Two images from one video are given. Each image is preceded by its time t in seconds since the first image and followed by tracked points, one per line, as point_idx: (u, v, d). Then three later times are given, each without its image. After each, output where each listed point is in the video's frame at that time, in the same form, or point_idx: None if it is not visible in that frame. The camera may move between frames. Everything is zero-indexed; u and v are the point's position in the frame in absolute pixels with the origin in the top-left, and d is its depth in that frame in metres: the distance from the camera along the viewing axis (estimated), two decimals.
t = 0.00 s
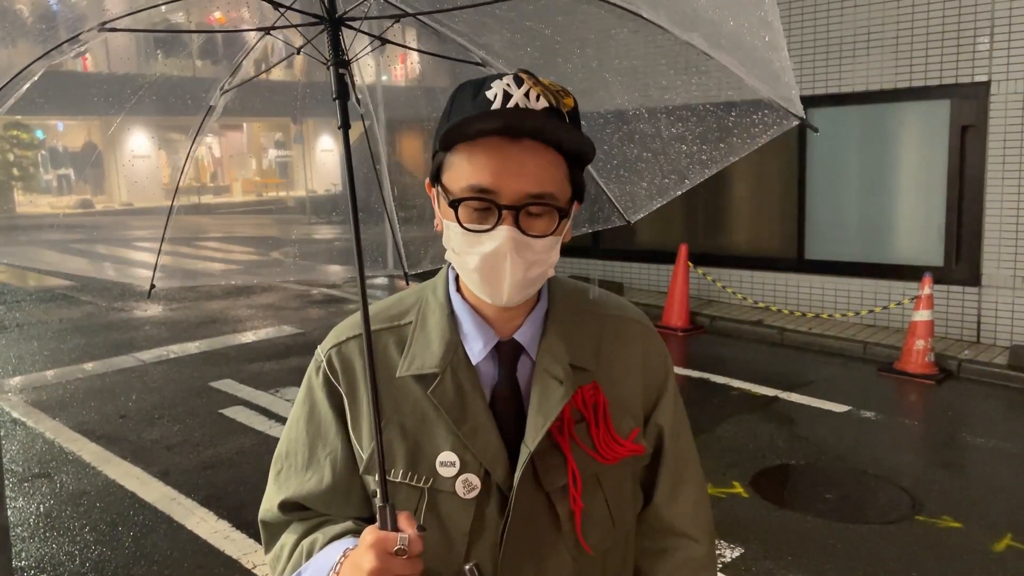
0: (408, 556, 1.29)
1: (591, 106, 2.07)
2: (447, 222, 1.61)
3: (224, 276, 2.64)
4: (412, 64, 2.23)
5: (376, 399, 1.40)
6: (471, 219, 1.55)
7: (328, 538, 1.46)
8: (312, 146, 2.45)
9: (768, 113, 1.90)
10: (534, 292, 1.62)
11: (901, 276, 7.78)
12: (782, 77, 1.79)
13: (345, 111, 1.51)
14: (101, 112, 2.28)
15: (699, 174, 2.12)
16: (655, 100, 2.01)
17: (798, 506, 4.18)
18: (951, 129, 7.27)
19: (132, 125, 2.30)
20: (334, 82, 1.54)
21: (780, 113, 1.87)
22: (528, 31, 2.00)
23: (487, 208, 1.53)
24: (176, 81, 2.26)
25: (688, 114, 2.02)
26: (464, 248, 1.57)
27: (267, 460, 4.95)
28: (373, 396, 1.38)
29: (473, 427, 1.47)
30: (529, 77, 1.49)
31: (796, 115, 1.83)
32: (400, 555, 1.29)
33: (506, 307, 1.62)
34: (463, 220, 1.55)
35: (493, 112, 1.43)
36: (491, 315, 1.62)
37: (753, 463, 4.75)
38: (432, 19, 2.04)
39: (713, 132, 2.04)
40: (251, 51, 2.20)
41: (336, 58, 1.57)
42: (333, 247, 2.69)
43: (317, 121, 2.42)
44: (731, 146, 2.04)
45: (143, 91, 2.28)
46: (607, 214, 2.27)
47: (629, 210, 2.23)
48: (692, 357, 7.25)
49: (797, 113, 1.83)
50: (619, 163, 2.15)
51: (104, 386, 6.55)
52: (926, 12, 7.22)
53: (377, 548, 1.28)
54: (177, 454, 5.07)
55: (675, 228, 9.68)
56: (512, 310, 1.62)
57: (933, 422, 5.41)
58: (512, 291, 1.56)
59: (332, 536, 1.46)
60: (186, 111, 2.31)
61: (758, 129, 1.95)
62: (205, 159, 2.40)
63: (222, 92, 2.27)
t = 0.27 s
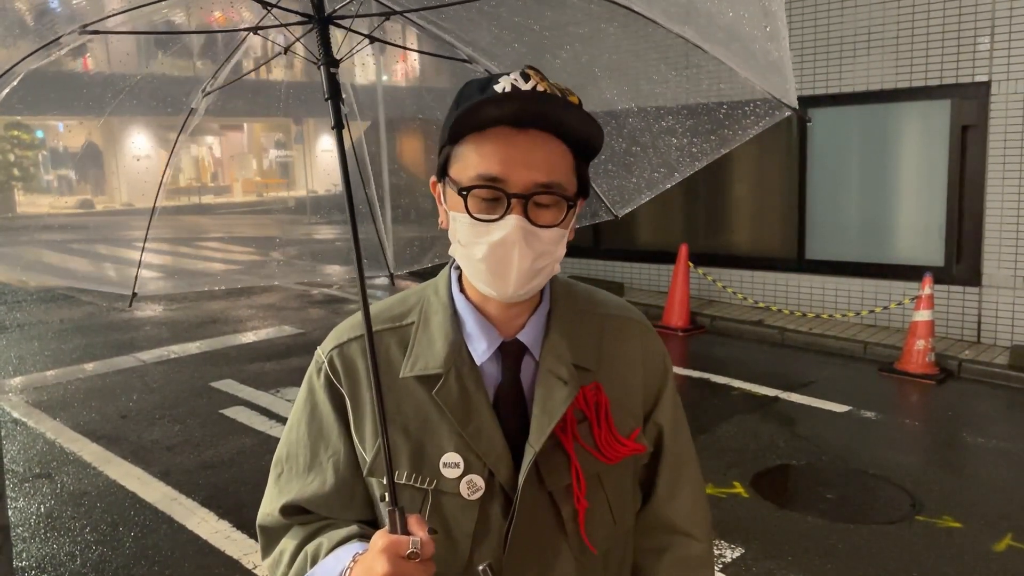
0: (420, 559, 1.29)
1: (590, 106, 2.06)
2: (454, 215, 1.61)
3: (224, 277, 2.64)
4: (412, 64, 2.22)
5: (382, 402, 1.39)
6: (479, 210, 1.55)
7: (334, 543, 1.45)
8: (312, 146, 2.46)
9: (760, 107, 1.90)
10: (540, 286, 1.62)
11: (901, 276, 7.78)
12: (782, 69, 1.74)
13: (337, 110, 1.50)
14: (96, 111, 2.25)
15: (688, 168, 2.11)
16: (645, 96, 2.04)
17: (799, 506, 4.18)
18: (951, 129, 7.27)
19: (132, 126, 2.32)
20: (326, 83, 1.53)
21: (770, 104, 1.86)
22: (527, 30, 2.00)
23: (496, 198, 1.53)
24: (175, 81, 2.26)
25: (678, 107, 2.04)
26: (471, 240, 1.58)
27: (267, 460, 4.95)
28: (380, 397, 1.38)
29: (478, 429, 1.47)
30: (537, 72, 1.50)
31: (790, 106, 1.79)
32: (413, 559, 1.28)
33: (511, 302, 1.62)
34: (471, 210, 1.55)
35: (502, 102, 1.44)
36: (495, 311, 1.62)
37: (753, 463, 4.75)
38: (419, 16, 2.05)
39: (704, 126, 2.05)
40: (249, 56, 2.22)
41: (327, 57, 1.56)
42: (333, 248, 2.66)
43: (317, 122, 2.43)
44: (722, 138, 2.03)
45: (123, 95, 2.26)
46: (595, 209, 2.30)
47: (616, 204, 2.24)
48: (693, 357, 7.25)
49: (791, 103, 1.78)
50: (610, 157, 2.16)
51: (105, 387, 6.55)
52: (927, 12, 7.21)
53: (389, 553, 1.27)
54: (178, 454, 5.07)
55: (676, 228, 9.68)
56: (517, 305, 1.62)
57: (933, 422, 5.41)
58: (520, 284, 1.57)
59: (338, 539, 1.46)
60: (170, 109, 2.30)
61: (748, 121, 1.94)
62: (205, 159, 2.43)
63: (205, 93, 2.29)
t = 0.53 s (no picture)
0: (426, 562, 1.28)
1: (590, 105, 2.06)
2: (457, 216, 1.60)
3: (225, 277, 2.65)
4: (412, 63, 2.21)
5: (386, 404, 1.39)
6: (484, 210, 1.54)
7: (336, 544, 1.46)
8: (312, 146, 2.43)
9: (764, 110, 1.89)
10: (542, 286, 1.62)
11: (901, 276, 7.78)
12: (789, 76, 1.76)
13: (342, 111, 1.52)
14: (94, 110, 2.26)
15: (688, 168, 2.14)
16: (646, 97, 2.04)
17: (799, 506, 4.18)
18: (952, 128, 7.27)
19: (132, 126, 2.31)
20: (331, 82, 1.54)
21: (775, 108, 1.85)
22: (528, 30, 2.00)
23: (501, 198, 1.53)
24: (174, 81, 2.25)
25: (681, 109, 2.05)
26: (475, 240, 1.57)
27: (267, 460, 4.95)
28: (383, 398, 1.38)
29: (479, 428, 1.47)
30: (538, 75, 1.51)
31: (793, 111, 1.80)
32: (419, 562, 1.28)
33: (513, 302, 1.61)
34: (475, 211, 1.55)
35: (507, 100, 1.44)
36: (497, 312, 1.61)
37: (753, 463, 4.76)
38: (422, 15, 2.04)
39: (705, 128, 2.06)
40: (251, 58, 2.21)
41: (332, 56, 1.56)
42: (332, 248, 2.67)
43: (318, 121, 2.41)
44: (724, 141, 2.05)
45: (120, 91, 2.24)
46: (593, 207, 2.29)
47: (614, 203, 2.24)
48: (693, 357, 7.25)
49: (795, 109, 1.79)
50: (610, 158, 2.16)
51: (105, 387, 6.56)
52: (927, 12, 7.21)
53: (395, 556, 1.27)
54: (178, 454, 5.08)
55: (676, 228, 9.68)
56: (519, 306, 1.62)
57: (934, 422, 5.40)
58: (525, 284, 1.56)
59: (340, 541, 1.46)
60: (163, 109, 2.29)
61: (752, 125, 1.94)
62: (206, 159, 2.42)
63: (201, 89, 2.26)
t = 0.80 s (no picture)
0: (411, 554, 1.29)
1: (590, 106, 2.07)
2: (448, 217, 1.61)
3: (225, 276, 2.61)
4: (412, 64, 2.23)
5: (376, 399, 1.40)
6: (473, 210, 1.55)
7: (329, 537, 1.46)
8: (313, 146, 2.43)
9: (758, 117, 1.92)
10: (535, 285, 1.62)
11: (902, 275, 7.77)
12: (782, 83, 1.81)
13: (343, 108, 1.52)
14: (95, 110, 2.28)
15: (685, 175, 2.14)
16: (645, 102, 2.05)
17: (799, 506, 4.18)
18: (952, 128, 7.27)
19: (133, 126, 2.32)
20: (332, 80, 1.54)
21: (770, 115, 1.89)
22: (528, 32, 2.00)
23: (490, 197, 1.53)
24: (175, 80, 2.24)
25: (677, 115, 2.04)
26: (466, 240, 1.57)
27: (268, 460, 4.95)
28: (375, 394, 1.38)
29: (474, 427, 1.47)
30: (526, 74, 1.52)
31: (786, 118, 1.86)
32: (404, 553, 1.28)
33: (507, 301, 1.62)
34: (464, 211, 1.55)
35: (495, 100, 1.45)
36: (491, 311, 1.62)
37: (754, 462, 4.76)
38: (424, 17, 2.03)
39: (702, 134, 2.05)
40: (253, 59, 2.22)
41: (334, 53, 1.56)
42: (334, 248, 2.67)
43: (318, 121, 2.42)
44: (720, 148, 2.04)
45: (125, 83, 2.26)
46: (589, 211, 2.31)
47: (609, 208, 2.27)
48: (694, 357, 7.25)
49: (789, 116, 1.85)
50: (605, 162, 2.15)
51: (106, 387, 6.56)
52: (927, 11, 7.21)
53: (380, 547, 1.28)
54: (179, 454, 5.08)
55: (676, 228, 9.68)
56: (513, 304, 1.62)
57: (934, 422, 5.40)
58: (515, 282, 1.57)
59: (333, 535, 1.47)
60: (165, 107, 2.30)
61: (747, 133, 1.96)
62: (207, 159, 2.43)
63: (205, 85, 2.25)
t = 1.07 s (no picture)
0: (398, 552, 1.29)
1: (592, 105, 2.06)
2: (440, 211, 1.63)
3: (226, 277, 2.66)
4: (412, 66, 2.20)
5: (366, 399, 1.41)
6: (462, 200, 1.57)
7: (326, 534, 1.47)
8: (314, 148, 2.45)
9: (745, 112, 1.94)
10: (527, 280, 1.63)
11: (903, 275, 7.77)
12: (757, 78, 1.82)
13: (330, 119, 1.52)
14: (104, 112, 2.29)
15: (682, 174, 2.12)
16: (635, 100, 2.04)
17: (800, 506, 4.18)
18: (954, 128, 7.27)
19: (136, 127, 2.34)
20: (320, 91, 1.55)
21: (755, 110, 1.91)
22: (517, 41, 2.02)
23: (479, 187, 1.55)
24: (175, 81, 2.26)
25: (668, 115, 2.04)
26: (456, 230, 1.58)
27: (269, 460, 4.96)
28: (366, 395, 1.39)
29: (469, 428, 1.47)
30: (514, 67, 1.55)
31: (772, 112, 1.87)
32: (391, 551, 1.29)
33: (500, 298, 1.62)
34: (453, 203, 1.57)
35: (480, 90, 1.48)
36: (485, 309, 1.62)
37: (755, 462, 4.76)
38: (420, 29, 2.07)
39: (694, 132, 2.04)
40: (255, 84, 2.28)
41: (321, 67, 1.58)
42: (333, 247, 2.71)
43: (317, 122, 2.41)
44: (711, 145, 2.03)
45: (134, 106, 2.30)
46: (593, 216, 2.30)
47: (614, 212, 2.24)
48: (695, 357, 7.25)
49: (773, 109, 1.87)
50: (604, 165, 2.16)
51: (108, 387, 6.57)
52: (929, 11, 7.21)
53: (369, 544, 1.28)
54: (180, 454, 5.08)
55: (677, 228, 9.68)
56: (505, 302, 1.62)
57: (936, 421, 5.40)
58: (505, 274, 1.56)
59: (332, 532, 1.48)
60: (188, 107, 2.31)
61: (735, 128, 1.97)
62: (207, 159, 2.43)
63: (211, 104, 2.31)
